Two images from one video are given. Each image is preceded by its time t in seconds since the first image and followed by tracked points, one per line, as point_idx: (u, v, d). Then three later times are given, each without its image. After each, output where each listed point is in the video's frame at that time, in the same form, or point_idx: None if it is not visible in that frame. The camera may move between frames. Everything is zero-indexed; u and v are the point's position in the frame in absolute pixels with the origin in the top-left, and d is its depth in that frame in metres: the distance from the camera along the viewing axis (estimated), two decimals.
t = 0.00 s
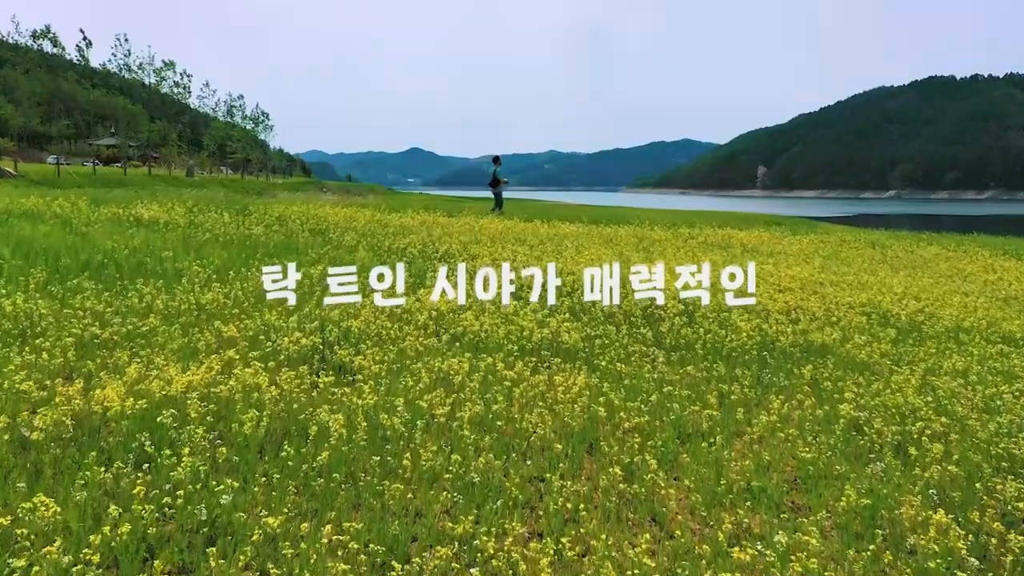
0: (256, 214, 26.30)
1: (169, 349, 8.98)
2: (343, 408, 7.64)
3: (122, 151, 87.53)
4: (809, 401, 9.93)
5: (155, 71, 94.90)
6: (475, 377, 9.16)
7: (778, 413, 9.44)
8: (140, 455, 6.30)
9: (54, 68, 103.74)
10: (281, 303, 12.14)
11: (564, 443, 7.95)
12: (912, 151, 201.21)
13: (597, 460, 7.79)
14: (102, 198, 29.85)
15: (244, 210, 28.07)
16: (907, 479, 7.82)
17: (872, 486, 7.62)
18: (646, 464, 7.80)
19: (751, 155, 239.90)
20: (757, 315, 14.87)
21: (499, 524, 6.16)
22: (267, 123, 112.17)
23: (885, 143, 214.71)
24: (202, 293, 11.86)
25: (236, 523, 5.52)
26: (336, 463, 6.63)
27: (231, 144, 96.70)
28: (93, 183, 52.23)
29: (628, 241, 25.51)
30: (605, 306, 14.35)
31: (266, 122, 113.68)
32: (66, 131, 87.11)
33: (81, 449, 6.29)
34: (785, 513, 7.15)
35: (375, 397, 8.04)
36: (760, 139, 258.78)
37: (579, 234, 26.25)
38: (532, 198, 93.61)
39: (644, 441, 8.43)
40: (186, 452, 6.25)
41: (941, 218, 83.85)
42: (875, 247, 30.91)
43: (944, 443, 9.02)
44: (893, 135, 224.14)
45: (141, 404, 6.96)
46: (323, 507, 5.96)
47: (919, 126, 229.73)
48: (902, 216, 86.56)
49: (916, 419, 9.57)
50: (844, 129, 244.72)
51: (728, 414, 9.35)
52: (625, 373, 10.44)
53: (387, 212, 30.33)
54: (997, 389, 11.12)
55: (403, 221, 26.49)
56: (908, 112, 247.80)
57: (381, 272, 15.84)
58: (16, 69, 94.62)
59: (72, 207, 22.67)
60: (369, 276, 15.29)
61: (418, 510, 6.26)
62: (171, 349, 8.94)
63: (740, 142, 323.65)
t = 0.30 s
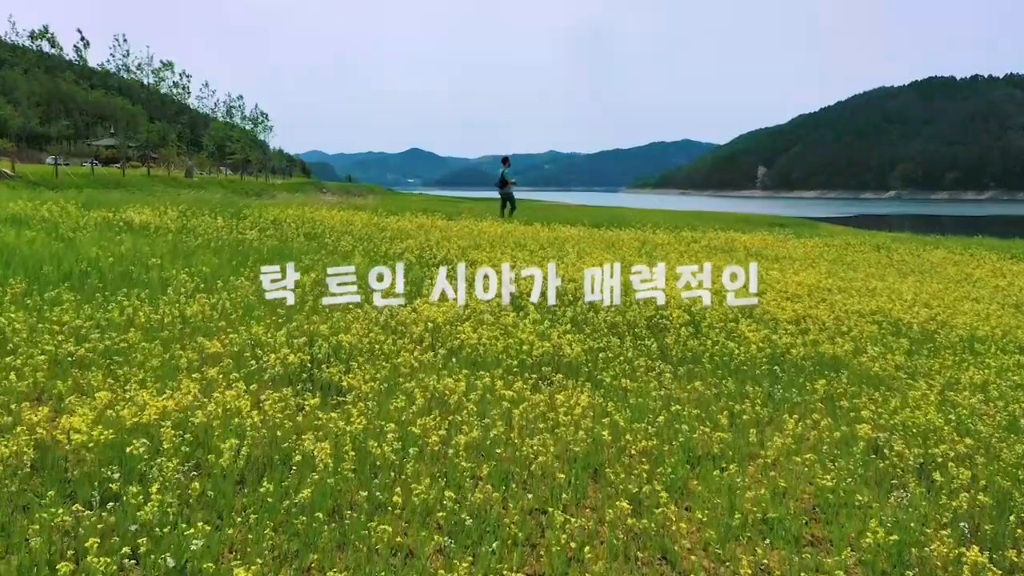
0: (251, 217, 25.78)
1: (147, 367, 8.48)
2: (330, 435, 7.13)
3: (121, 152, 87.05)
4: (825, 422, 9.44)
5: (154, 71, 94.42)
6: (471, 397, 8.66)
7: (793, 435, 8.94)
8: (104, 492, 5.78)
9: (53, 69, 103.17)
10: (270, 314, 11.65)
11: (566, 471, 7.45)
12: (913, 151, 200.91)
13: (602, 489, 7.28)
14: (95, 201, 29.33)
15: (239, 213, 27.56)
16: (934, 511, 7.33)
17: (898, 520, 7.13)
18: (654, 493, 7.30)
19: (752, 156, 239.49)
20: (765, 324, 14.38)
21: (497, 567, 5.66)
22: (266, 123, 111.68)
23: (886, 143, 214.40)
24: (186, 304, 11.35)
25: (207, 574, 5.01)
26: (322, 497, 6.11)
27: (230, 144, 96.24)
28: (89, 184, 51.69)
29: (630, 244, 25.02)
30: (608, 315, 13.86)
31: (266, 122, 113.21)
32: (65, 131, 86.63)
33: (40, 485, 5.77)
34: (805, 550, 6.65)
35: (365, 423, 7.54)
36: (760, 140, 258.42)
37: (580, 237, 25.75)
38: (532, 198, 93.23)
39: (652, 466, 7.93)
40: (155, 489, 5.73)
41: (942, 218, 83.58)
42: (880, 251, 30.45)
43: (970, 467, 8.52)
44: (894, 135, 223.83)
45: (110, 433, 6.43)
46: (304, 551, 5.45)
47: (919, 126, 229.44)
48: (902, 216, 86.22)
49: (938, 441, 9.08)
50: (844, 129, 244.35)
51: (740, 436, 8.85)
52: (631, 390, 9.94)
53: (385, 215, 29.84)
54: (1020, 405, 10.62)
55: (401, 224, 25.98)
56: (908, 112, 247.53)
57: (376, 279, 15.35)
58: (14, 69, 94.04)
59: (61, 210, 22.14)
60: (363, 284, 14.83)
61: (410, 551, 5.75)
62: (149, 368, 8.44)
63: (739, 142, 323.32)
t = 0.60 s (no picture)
0: (246, 219, 25.23)
1: (122, 386, 7.95)
2: (315, 462, 6.61)
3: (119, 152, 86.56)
4: (843, 442, 8.94)
5: (152, 71, 93.90)
6: (468, 417, 8.14)
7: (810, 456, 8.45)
8: (60, 532, 5.23)
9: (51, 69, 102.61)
10: (258, 324, 11.15)
11: (570, 499, 6.93)
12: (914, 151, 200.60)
13: (608, 519, 6.77)
14: (89, 203, 28.85)
15: (234, 215, 27.03)
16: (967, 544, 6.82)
17: (928, 555, 6.61)
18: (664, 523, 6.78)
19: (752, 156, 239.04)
20: (775, 333, 13.87)
21: None
22: (265, 123, 111.19)
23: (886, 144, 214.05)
24: (170, 314, 10.84)
25: None
26: (302, 535, 5.59)
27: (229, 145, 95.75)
28: (86, 184, 51.14)
29: (633, 247, 24.51)
30: (612, 323, 13.35)
31: (265, 122, 112.73)
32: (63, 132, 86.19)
33: None
34: None
35: (354, 447, 7.03)
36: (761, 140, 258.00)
37: (581, 240, 25.25)
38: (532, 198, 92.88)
39: (662, 492, 7.42)
40: (117, 530, 5.19)
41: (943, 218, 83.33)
42: (886, 254, 29.96)
43: (999, 492, 8.03)
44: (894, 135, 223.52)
45: (71, 464, 5.90)
46: None
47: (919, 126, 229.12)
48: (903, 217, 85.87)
49: (964, 463, 8.58)
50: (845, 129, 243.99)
51: (753, 458, 8.34)
52: (636, 407, 9.45)
53: (383, 217, 29.30)
54: None
55: (398, 227, 25.47)
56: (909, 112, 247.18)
57: (371, 285, 14.84)
58: (11, 68, 93.39)
59: (50, 213, 21.58)
60: (357, 290, 14.30)
61: None
62: (125, 386, 7.92)
63: (740, 142, 322.90)
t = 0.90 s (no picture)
0: (241, 222, 24.75)
1: (94, 406, 7.43)
2: (297, 492, 6.10)
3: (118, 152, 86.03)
4: (863, 464, 8.41)
5: (151, 71, 93.38)
6: (464, 439, 7.65)
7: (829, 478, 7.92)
8: None
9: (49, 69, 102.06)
10: (246, 335, 10.64)
11: (575, 528, 6.42)
12: (914, 152, 200.24)
13: (615, 552, 6.27)
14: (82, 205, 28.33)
15: (229, 218, 26.46)
16: None
17: None
18: (676, 555, 6.26)
19: (753, 156, 238.61)
20: (785, 342, 13.35)
21: None
22: (264, 123, 110.71)
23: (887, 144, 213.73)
24: (153, 324, 10.33)
25: None
26: None
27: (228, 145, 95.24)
28: (82, 185, 50.59)
29: (635, 250, 24.02)
30: (616, 332, 12.83)
31: (265, 122, 112.26)
32: (62, 132, 85.74)
33: None
34: None
35: (341, 474, 6.51)
36: (761, 141, 257.65)
37: (583, 243, 24.77)
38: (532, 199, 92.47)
39: (672, 518, 6.92)
40: None
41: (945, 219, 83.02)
42: (892, 256, 29.49)
43: None
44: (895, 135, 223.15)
45: (28, 500, 5.39)
46: None
47: (920, 126, 228.82)
48: (904, 217, 85.61)
49: (992, 486, 8.08)
50: (845, 129, 243.61)
51: (768, 480, 7.85)
52: (643, 425, 8.93)
53: (381, 219, 28.79)
54: None
55: (396, 230, 24.97)
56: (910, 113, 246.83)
57: (366, 293, 14.33)
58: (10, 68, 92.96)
59: (39, 216, 21.08)
60: (351, 299, 13.79)
61: None
62: (97, 407, 7.39)
63: (740, 143, 322.70)
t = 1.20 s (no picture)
0: (235, 224, 24.27)
1: (60, 428, 6.94)
2: (274, 527, 5.60)
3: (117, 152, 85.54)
4: (885, 487, 7.90)
5: (150, 71, 92.91)
6: (457, 463, 7.15)
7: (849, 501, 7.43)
8: None
9: (48, 69, 101.57)
10: (230, 346, 10.12)
11: (576, 564, 5.91)
12: (915, 152, 199.86)
13: None
14: (74, 206, 27.85)
15: (222, 220, 25.93)
16: None
17: None
18: None
19: (753, 156, 238.25)
20: (794, 351, 12.87)
21: None
22: (264, 123, 110.23)
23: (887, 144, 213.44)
24: (132, 337, 9.81)
25: None
26: None
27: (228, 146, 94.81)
28: (78, 185, 50.09)
29: (637, 253, 23.56)
30: (619, 341, 12.35)
31: (264, 122, 111.81)
32: (61, 133, 85.35)
33: None
34: None
35: (322, 505, 6.00)
36: (761, 141, 257.32)
37: (584, 246, 24.30)
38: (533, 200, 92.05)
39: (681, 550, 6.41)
40: None
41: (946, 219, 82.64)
42: (898, 259, 29.01)
43: None
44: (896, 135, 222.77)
45: None
46: None
47: (920, 127, 228.50)
48: (906, 218, 85.20)
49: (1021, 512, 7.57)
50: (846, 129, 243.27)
51: (782, 506, 7.34)
52: (649, 446, 8.41)
53: (378, 221, 28.32)
54: None
55: (393, 232, 24.51)
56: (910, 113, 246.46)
57: (360, 300, 13.83)
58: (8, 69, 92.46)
59: (27, 218, 20.60)
60: (345, 306, 13.27)
61: None
62: (63, 431, 6.92)
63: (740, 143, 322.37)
